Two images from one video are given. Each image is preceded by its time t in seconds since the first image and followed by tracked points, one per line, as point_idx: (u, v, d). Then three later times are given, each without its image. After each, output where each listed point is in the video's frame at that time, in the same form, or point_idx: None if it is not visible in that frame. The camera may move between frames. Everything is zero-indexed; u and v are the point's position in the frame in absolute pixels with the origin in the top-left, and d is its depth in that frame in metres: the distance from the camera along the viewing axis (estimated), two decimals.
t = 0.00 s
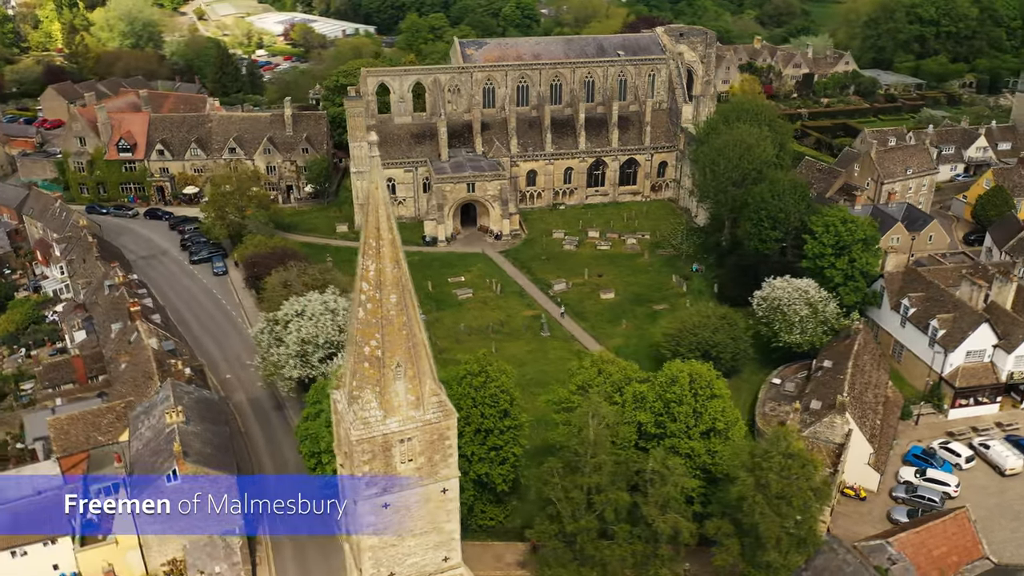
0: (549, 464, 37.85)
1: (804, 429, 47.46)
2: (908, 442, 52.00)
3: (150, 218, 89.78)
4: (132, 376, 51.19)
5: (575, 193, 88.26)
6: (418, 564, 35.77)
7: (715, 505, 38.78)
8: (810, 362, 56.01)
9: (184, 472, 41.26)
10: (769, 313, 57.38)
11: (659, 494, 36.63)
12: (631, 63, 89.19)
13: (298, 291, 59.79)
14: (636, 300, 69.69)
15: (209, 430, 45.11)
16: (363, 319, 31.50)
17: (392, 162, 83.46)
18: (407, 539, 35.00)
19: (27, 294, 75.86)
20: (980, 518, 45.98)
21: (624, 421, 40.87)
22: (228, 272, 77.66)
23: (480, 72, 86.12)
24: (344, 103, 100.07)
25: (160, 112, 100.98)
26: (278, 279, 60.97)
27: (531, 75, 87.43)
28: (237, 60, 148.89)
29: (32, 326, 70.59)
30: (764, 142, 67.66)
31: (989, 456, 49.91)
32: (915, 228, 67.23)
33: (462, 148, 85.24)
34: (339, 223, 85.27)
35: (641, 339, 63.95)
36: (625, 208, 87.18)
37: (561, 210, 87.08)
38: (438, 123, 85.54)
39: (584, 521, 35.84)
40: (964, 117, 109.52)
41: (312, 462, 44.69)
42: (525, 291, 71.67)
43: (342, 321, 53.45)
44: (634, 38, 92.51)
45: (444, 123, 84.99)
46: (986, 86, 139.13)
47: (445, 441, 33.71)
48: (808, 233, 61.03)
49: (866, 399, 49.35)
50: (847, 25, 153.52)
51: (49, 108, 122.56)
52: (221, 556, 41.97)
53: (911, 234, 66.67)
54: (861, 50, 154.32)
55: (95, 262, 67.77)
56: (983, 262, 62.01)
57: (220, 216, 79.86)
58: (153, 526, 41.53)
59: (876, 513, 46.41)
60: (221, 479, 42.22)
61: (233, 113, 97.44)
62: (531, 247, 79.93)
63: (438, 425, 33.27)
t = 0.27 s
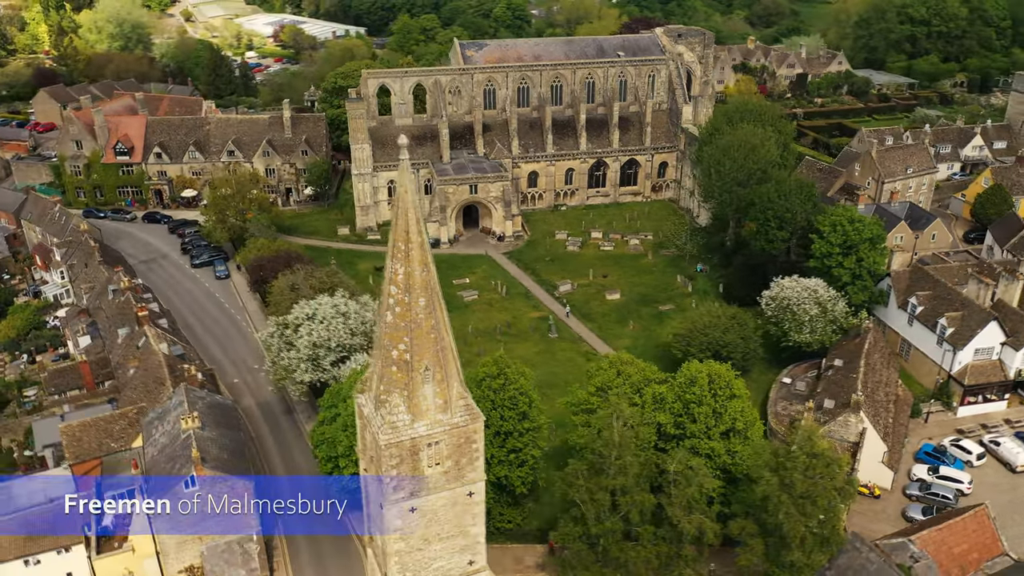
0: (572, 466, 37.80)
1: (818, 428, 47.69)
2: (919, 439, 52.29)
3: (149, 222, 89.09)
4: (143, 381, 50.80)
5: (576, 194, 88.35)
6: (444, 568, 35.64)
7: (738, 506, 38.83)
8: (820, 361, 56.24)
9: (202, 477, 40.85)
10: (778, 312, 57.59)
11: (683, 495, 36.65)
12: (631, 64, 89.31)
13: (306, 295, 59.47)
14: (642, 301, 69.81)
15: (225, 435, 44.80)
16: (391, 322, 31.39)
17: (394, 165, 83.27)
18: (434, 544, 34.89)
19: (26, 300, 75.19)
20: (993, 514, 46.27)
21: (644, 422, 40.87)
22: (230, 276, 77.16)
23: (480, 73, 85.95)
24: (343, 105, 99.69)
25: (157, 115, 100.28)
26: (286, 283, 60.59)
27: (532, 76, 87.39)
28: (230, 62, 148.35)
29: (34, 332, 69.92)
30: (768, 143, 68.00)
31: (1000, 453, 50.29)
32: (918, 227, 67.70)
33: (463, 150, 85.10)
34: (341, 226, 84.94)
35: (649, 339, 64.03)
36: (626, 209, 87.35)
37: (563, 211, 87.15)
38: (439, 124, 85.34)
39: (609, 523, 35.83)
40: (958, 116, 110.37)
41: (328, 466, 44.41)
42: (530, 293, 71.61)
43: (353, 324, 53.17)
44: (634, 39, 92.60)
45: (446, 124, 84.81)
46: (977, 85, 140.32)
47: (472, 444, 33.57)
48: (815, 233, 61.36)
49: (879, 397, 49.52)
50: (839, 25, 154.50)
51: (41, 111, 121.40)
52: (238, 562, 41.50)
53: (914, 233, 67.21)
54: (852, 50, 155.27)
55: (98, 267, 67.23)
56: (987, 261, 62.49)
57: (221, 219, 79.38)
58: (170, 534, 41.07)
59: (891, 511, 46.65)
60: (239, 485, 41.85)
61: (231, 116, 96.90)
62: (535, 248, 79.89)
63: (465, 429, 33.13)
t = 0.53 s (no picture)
0: (596, 467, 37.79)
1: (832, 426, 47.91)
2: (929, 436, 52.67)
3: (147, 225, 88.44)
4: (154, 386, 50.42)
5: (577, 194, 88.45)
6: (469, 570, 35.54)
7: (760, 504, 38.94)
8: (829, 359, 56.48)
9: (221, 482, 40.54)
10: (787, 310, 57.81)
11: (707, 494, 36.68)
12: (631, 63, 89.42)
13: (315, 297, 59.20)
14: (648, 300, 69.95)
15: (241, 439, 44.47)
16: (419, 325, 31.32)
17: (396, 166, 83.06)
18: (460, 547, 34.79)
19: (26, 304, 74.50)
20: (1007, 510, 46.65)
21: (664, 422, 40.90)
22: (233, 278, 76.69)
23: (481, 74, 85.82)
24: (341, 106, 99.28)
25: (153, 117, 99.52)
26: (294, 285, 60.29)
27: (532, 76, 87.33)
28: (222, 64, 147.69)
29: (35, 337, 69.29)
30: (773, 142, 68.32)
31: (1010, 449, 50.72)
32: (920, 225, 68.16)
33: (464, 151, 84.99)
34: (342, 228, 84.62)
35: (656, 339, 64.12)
36: (628, 208, 87.50)
37: (564, 211, 87.22)
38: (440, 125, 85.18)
39: (635, 524, 35.84)
40: (952, 114, 111.21)
41: (344, 469, 44.19)
42: (536, 293, 71.58)
43: (365, 327, 52.94)
44: (633, 39, 92.65)
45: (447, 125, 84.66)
46: (968, 84, 141.48)
47: (500, 446, 33.49)
48: (822, 231, 61.64)
49: (890, 394, 49.81)
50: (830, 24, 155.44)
51: (33, 114, 120.22)
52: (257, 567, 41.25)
53: (917, 231, 67.66)
54: (844, 48, 156.11)
55: (101, 270, 66.70)
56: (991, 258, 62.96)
57: (222, 222, 78.84)
58: (189, 540, 40.91)
59: (905, 507, 46.96)
60: (257, 488, 41.55)
61: (228, 117, 96.30)
62: (538, 248, 79.86)
63: (493, 431, 33.04)
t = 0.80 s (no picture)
0: (619, 467, 37.80)
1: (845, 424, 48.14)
2: (939, 433, 53.02)
3: (146, 228, 87.78)
4: (165, 390, 50.00)
5: (578, 194, 88.58)
6: (494, 573, 35.52)
7: (782, 503, 39.11)
8: (838, 357, 56.77)
9: (240, 486, 40.27)
10: (796, 309, 58.05)
11: (731, 494, 36.76)
12: (631, 63, 89.51)
13: (323, 300, 58.93)
14: (653, 300, 70.10)
15: (257, 443, 44.19)
16: (449, 327, 31.23)
17: (397, 167, 82.84)
18: (486, 549, 34.73)
19: (26, 308, 73.85)
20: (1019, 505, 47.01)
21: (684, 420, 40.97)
22: (235, 281, 76.25)
23: (482, 74, 85.60)
24: (339, 106, 98.92)
25: (149, 119, 98.79)
26: (302, 287, 60.00)
27: (533, 76, 87.29)
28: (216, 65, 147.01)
29: (37, 341, 68.71)
30: (776, 142, 68.76)
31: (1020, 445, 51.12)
32: (923, 223, 68.59)
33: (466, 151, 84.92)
34: (344, 229, 84.32)
35: (664, 338, 64.25)
36: (629, 208, 87.67)
37: (566, 211, 87.30)
38: (441, 126, 85.06)
39: (661, 524, 35.90)
40: (946, 113, 112.02)
41: (361, 472, 43.96)
42: (541, 294, 71.57)
43: (377, 329, 52.73)
44: (633, 38, 92.71)
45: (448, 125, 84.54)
46: (959, 82, 142.62)
47: (527, 448, 33.45)
48: (828, 230, 61.97)
49: (902, 391, 50.08)
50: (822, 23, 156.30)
51: (26, 115, 119.08)
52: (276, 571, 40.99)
53: (920, 229, 68.07)
54: (835, 47, 156.99)
55: (104, 274, 66.16)
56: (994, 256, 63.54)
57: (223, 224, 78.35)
58: (208, 545, 40.62)
59: (919, 504, 47.23)
60: (276, 493, 41.33)
61: (227, 119, 95.74)
62: (541, 248, 79.84)
63: (521, 433, 32.96)
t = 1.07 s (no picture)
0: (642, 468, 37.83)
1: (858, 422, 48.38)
2: (949, 429, 53.41)
3: (145, 230, 87.11)
4: (177, 394, 49.57)
5: (579, 194, 88.68)
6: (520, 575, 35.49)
7: (803, 501, 39.26)
8: (847, 355, 57.04)
9: (260, 491, 40.02)
10: (805, 307, 58.30)
11: (755, 493, 36.84)
12: (631, 63, 89.57)
13: (332, 302, 58.66)
14: (659, 299, 70.23)
15: (274, 447, 43.92)
16: (478, 329, 31.16)
17: (399, 167, 82.60)
18: (513, 551, 34.68)
19: (27, 313, 73.13)
20: None
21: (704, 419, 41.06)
22: (238, 283, 75.81)
23: (483, 74, 85.41)
24: (338, 107, 98.51)
25: (146, 120, 98.05)
26: (310, 289, 59.71)
27: (534, 77, 87.19)
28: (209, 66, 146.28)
29: (39, 346, 68.09)
30: (781, 141, 69.06)
31: None
32: (926, 221, 69.03)
33: (468, 152, 84.89)
34: (346, 230, 84.05)
35: (671, 338, 64.39)
36: (630, 208, 87.84)
37: (568, 211, 87.36)
38: (442, 126, 84.86)
39: (686, 524, 35.97)
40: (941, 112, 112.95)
41: (379, 475, 43.76)
42: (547, 294, 71.54)
43: (389, 331, 52.49)
44: (632, 38, 92.78)
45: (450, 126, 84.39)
46: (951, 80, 143.82)
47: (555, 449, 33.38)
48: (834, 228, 62.25)
49: (914, 388, 50.38)
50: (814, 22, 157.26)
51: (18, 117, 117.95)
52: None
53: (923, 227, 68.49)
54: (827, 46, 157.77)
55: (108, 278, 65.62)
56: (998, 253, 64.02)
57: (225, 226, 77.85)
58: (227, 550, 40.32)
59: (933, 501, 47.54)
60: (296, 497, 41.09)
61: (225, 120, 95.14)
62: (544, 249, 79.81)
63: (549, 434, 32.90)
